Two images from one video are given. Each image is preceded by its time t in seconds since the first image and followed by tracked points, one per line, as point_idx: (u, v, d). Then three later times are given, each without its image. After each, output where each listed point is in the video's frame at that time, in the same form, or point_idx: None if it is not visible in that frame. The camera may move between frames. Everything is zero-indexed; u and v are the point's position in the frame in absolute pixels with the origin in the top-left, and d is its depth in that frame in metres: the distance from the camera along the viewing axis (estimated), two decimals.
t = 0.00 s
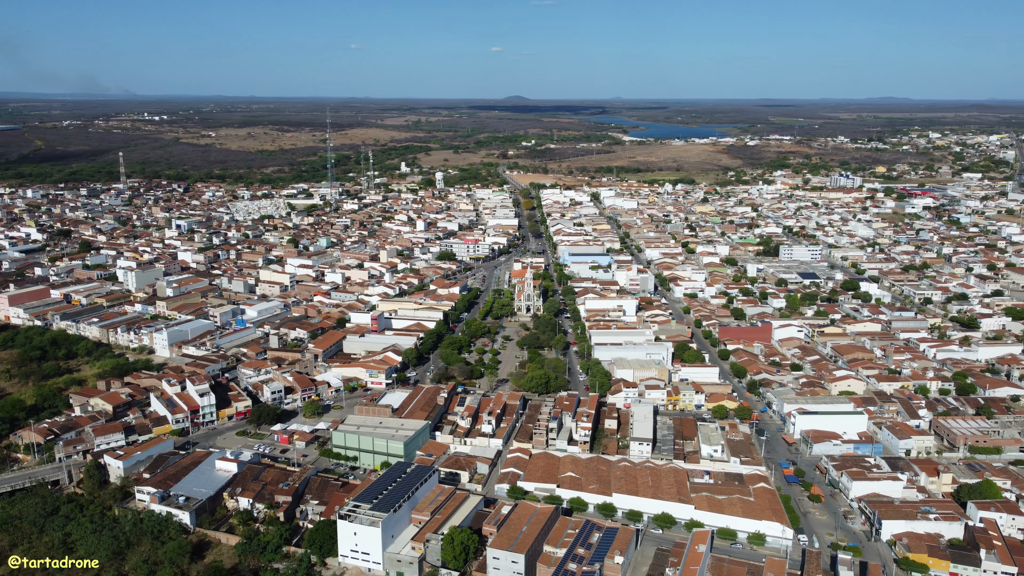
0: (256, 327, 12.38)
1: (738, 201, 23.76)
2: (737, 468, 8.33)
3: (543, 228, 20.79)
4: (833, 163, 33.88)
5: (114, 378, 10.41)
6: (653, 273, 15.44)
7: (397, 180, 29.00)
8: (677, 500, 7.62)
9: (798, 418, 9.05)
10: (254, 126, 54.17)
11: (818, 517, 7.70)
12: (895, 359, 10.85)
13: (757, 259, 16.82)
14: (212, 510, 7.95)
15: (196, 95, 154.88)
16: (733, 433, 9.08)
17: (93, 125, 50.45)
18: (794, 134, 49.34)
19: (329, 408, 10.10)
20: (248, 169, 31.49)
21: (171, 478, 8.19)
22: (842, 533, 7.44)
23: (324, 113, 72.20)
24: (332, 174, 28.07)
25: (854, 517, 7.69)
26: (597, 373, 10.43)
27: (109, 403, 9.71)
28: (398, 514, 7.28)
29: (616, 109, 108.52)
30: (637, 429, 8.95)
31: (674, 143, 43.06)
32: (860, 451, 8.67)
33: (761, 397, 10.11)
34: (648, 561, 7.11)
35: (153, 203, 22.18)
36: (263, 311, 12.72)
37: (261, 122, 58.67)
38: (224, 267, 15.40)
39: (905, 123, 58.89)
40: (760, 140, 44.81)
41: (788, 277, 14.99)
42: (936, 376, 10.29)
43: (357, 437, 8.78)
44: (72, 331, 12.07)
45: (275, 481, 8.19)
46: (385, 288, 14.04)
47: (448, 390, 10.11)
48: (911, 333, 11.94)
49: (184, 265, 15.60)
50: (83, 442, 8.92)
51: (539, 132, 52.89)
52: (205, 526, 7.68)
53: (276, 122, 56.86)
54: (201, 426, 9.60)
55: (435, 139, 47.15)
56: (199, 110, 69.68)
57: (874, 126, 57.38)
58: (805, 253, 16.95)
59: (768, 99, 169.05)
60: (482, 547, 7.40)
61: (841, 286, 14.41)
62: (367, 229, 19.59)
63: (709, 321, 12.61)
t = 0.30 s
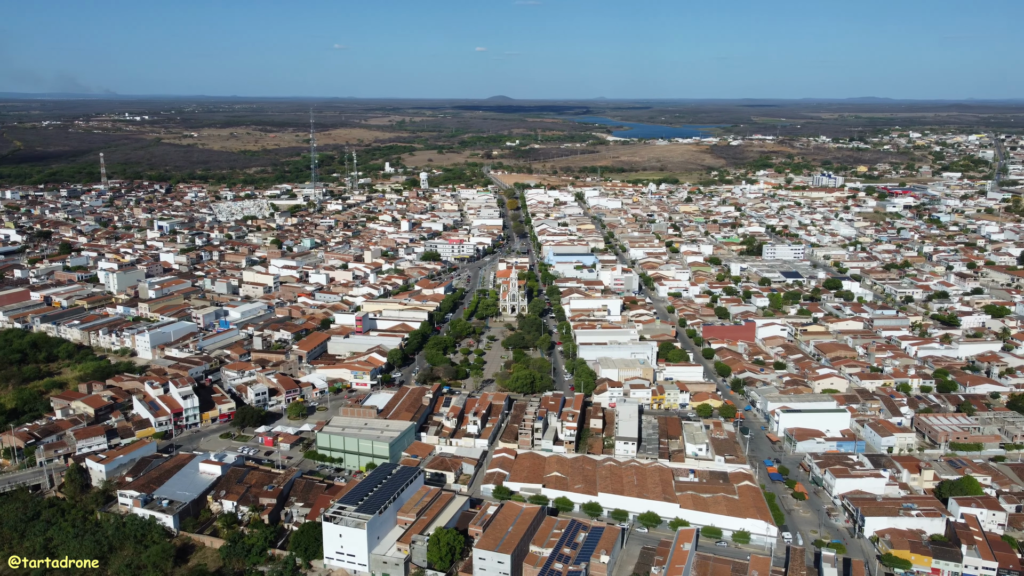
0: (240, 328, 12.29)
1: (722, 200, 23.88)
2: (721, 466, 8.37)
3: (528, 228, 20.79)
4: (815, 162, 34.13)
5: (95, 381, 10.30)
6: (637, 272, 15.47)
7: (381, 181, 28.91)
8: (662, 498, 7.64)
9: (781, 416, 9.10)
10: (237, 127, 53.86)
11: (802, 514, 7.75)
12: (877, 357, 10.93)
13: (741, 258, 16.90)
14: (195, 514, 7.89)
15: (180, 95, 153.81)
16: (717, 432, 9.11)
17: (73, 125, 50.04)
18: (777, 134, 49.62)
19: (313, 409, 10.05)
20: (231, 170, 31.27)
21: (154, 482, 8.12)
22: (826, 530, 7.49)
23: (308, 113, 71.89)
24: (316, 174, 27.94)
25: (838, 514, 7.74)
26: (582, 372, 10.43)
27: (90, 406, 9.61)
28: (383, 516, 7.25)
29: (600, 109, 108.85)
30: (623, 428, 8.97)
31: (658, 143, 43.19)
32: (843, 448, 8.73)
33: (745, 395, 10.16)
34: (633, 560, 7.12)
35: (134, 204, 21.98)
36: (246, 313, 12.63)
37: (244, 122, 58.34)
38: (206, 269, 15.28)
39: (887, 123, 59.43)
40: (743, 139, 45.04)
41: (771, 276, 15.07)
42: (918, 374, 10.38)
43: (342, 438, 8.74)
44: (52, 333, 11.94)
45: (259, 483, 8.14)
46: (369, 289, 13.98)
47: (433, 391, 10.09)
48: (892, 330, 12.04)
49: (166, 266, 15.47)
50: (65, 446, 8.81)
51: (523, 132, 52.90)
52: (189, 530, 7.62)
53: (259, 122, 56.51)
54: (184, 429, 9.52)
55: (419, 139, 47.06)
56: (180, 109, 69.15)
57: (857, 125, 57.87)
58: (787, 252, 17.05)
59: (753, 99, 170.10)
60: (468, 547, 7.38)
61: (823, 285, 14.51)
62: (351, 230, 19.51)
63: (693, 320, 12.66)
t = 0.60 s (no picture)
0: (223, 330, 12.21)
1: (705, 200, 23.99)
2: (706, 464, 8.40)
3: (513, 228, 20.79)
4: (797, 162, 34.36)
5: (77, 384, 10.20)
6: (621, 272, 15.51)
7: (365, 181, 28.79)
8: (647, 497, 7.66)
9: (765, 415, 9.15)
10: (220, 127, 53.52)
11: (787, 512, 7.79)
12: (860, 354, 11.01)
13: (724, 257, 17.00)
14: (179, 517, 7.82)
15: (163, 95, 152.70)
16: (702, 430, 9.15)
17: (53, 126, 49.57)
18: (760, 134, 49.90)
19: (298, 411, 9.99)
20: (213, 170, 31.04)
21: (137, 485, 8.04)
22: (810, 527, 7.53)
23: (291, 113, 71.57)
24: (299, 174, 27.81)
25: (821, 511, 7.79)
26: (567, 372, 10.44)
27: (72, 410, 9.50)
28: (369, 517, 7.22)
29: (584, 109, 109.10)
30: (608, 427, 8.99)
31: (642, 143, 43.30)
32: (826, 446, 8.78)
33: (729, 394, 10.21)
34: (619, 559, 7.14)
35: (115, 205, 21.76)
36: (229, 314, 12.54)
37: (226, 122, 57.97)
38: (189, 270, 15.17)
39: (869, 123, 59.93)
40: (726, 139, 45.23)
41: (754, 275, 15.15)
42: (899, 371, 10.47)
43: (327, 440, 8.70)
44: (32, 336, 11.81)
45: (243, 486, 8.08)
46: (354, 289, 13.94)
47: (419, 392, 10.06)
48: (875, 328, 12.12)
49: (148, 268, 15.34)
50: (46, 450, 8.71)
51: (507, 132, 52.90)
52: (173, 533, 7.55)
53: (243, 122, 56.16)
54: (168, 431, 9.44)
55: (404, 139, 46.91)
56: (162, 108, 68.58)
57: (840, 125, 58.33)
58: (770, 252, 17.14)
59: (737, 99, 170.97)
60: (454, 548, 7.36)
61: (806, 284, 14.61)
62: (335, 230, 19.44)
63: (678, 320, 12.70)
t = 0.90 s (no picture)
0: (206, 332, 12.12)
1: (689, 200, 24.08)
2: (690, 463, 8.43)
3: (497, 229, 20.78)
4: (779, 161, 34.59)
5: (58, 387, 10.09)
6: (606, 272, 15.54)
7: (349, 181, 28.69)
8: (632, 497, 7.68)
9: (749, 413, 9.20)
10: (202, 128, 53.17)
11: (771, 510, 7.83)
12: (842, 353, 11.09)
13: (708, 257, 17.08)
14: (162, 521, 7.73)
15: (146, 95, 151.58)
16: (687, 429, 9.18)
17: (32, 126, 49.03)
18: (743, 134, 50.11)
19: (282, 413, 9.93)
20: (195, 171, 30.81)
21: (119, 489, 7.96)
22: (793, 525, 7.58)
23: (275, 113, 71.21)
24: (282, 175, 27.66)
25: (805, 509, 7.84)
26: (552, 372, 10.45)
27: (52, 413, 9.39)
28: (354, 519, 7.19)
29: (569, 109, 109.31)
30: (593, 427, 9.01)
31: (627, 142, 43.43)
32: (809, 444, 8.84)
33: (713, 393, 10.25)
34: (604, 558, 7.15)
35: (96, 206, 21.54)
36: (212, 316, 12.45)
37: (208, 123, 57.58)
38: (171, 271, 15.05)
39: (852, 123, 60.44)
40: (710, 138, 45.42)
41: (738, 274, 15.23)
42: (881, 369, 10.56)
43: (311, 442, 8.65)
44: (12, 339, 11.66)
45: (227, 488, 8.02)
46: (338, 290, 13.88)
47: (404, 393, 10.03)
48: (857, 327, 12.22)
49: (130, 269, 15.20)
50: (26, 454, 8.60)
51: (492, 132, 52.91)
52: (156, 537, 7.48)
53: (226, 122, 55.76)
54: (150, 434, 9.36)
55: (387, 139, 46.83)
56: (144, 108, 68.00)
57: (823, 125, 58.79)
58: (754, 251, 17.23)
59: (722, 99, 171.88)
60: (440, 549, 7.35)
61: (789, 283, 14.71)
62: (319, 231, 19.35)
63: (662, 319, 12.74)
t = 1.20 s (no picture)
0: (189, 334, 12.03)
1: (673, 199, 24.18)
2: (675, 462, 8.46)
3: (482, 229, 20.76)
4: (762, 161, 34.81)
5: (38, 391, 9.97)
6: (590, 272, 15.57)
7: (332, 182, 28.58)
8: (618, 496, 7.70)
9: (733, 412, 9.24)
10: (184, 128, 52.77)
11: (755, 508, 7.88)
12: (825, 351, 11.17)
13: (692, 256, 17.15)
14: (145, 524, 7.67)
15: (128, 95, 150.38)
16: (671, 428, 9.21)
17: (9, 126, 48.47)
18: (726, 134, 50.23)
19: (266, 415, 9.87)
20: (177, 172, 30.57)
21: (101, 493, 7.88)
22: (777, 522, 7.63)
23: (258, 114, 70.86)
24: (265, 175, 27.50)
25: (789, 506, 7.89)
26: (537, 372, 10.45)
27: (33, 417, 9.27)
28: (339, 521, 7.15)
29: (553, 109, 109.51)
30: (578, 427, 9.02)
31: (611, 142, 43.56)
32: (792, 442, 8.90)
33: (697, 392, 10.30)
34: (590, 558, 7.16)
35: (76, 208, 21.32)
36: (195, 318, 12.36)
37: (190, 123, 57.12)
38: (153, 273, 14.91)
39: (834, 123, 60.95)
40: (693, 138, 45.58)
41: (721, 273, 15.30)
42: (863, 367, 10.65)
43: (295, 444, 8.60)
44: None
45: (211, 491, 7.96)
46: (322, 292, 13.81)
47: (389, 394, 10.01)
48: (838, 325, 12.31)
49: (111, 271, 15.06)
50: (6, 458, 8.49)
51: (476, 132, 52.89)
52: (138, 541, 7.42)
53: (209, 123, 55.35)
54: (132, 437, 9.27)
55: (371, 139, 46.67)
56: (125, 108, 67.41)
57: (805, 125, 59.24)
58: (737, 250, 17.31)
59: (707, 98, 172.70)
60: (425, 550, 7.33)
61: (771, 282, 14.80)
62: (303, 231, 19.25)
63: (646, 318, 12.78)
